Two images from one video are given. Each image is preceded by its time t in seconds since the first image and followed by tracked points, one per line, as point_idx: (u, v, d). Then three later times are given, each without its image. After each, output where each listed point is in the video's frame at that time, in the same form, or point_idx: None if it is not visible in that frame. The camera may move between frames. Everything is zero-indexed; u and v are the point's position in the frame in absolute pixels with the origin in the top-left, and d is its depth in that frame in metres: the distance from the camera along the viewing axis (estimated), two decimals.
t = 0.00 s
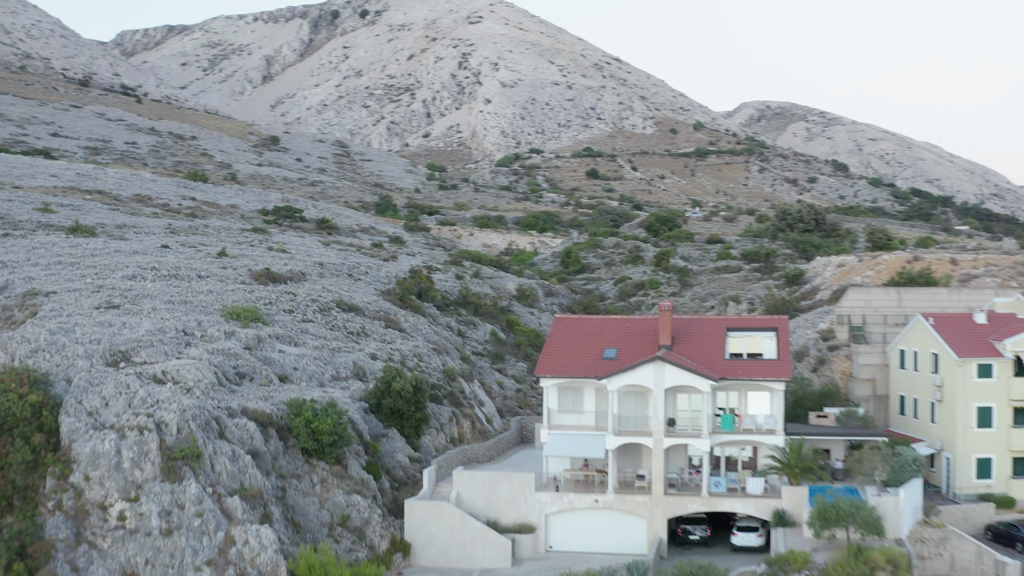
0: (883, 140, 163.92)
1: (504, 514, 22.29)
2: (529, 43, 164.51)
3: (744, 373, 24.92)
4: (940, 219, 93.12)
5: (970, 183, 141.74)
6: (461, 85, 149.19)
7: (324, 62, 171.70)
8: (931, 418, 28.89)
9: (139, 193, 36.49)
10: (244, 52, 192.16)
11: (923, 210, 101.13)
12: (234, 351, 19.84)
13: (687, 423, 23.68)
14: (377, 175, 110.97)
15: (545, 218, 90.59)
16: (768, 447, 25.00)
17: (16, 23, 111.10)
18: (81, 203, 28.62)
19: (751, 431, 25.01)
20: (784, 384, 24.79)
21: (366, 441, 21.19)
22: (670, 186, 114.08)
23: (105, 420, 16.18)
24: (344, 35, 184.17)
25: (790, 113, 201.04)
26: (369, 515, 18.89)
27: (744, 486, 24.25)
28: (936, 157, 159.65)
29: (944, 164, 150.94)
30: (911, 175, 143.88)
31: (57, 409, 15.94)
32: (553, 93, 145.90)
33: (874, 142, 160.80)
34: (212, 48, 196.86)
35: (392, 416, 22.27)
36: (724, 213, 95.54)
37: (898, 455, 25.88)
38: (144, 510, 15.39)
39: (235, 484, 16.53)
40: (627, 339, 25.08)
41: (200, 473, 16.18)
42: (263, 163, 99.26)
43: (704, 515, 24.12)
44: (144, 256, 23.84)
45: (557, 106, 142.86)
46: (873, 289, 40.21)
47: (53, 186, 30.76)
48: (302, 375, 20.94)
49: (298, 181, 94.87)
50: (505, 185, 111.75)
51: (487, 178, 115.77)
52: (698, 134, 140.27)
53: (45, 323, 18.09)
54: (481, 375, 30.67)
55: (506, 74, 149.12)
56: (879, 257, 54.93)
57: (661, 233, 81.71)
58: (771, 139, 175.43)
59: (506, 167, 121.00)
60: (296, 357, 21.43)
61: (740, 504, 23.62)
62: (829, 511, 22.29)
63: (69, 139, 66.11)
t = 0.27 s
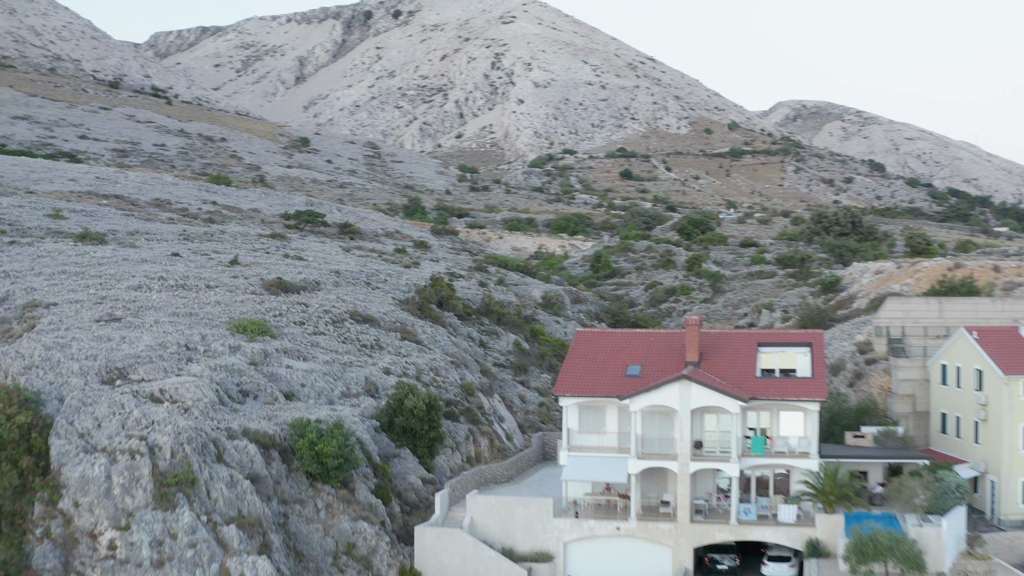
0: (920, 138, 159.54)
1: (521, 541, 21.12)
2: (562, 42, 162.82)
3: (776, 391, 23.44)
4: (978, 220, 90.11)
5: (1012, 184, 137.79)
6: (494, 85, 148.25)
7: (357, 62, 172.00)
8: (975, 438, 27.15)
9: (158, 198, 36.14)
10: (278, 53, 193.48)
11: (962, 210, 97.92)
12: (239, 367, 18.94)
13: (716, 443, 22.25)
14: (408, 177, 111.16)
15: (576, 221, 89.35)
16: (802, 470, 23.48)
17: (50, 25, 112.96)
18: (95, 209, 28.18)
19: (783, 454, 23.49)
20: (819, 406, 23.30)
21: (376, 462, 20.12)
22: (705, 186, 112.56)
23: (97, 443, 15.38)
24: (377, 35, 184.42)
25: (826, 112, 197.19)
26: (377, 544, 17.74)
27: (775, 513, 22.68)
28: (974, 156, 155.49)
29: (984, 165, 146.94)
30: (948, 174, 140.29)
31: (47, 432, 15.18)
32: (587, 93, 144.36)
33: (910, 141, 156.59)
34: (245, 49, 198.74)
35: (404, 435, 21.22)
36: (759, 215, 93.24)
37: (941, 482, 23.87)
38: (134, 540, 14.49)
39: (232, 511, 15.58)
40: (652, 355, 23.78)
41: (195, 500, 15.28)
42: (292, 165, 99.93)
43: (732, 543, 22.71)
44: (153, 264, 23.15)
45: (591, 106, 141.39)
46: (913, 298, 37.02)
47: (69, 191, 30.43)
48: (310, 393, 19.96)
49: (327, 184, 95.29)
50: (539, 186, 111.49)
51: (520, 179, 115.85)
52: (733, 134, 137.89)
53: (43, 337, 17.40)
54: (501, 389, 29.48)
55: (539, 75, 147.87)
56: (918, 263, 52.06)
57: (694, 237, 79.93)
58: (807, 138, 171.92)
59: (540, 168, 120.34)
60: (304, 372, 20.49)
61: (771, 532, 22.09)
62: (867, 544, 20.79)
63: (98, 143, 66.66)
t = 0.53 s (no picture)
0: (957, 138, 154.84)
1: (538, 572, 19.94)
2: (596, 42, 161.14)
3: (809, 413, 21.92)
4: (1019, 221, 87.04)
5: None
6: (527, 85, 147.39)
7: (390, 63, 171.88)
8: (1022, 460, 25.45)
9: (176, 203, 35.76)
10: (311, 54, 194.35)
11: (1002, 211, 94.82)
12: (241, 385, 18.02)
13: (745, 469, 20.72)
14: (439, 179, 110.97)
15: (607, 223, 87.92)
16: (837, 497, 21.81)
17: (82, 28, 114.65)
18: (108, 215, 27.72)
19: (818, 480, 21.92)
20: (856, 428, 21.75)
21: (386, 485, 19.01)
22: (740, 187, 110.73)
23: (85, 467, 14.55)
24: (410, 36, 184.40)
25: (862, 111, 193.04)
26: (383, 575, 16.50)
27: (809, 543, 20.88)
28: (1014, 156, 151.07)
29: None
30: (986, 174, 136.80)
31: (34, 455, 14.39)
32: (620, 93, 142.67)
33: (947, 140, 152.28)
34: (279, 50, 200.22)
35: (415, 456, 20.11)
36: (794, 216, 90.85)
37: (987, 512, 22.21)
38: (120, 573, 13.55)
39: (226, 542, 14.57)
40: (677, 373, 22.45)
41: (186, 530, 14.30)
42: (321, 167, 100.41)
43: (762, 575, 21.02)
44: (160, 274, 22.46)
45: (625, 106, 139.59)
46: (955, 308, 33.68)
47: (85, 197, 30.10)
48: (316, 412, 18.98)
49: (357, 186, 95.92)
50: (572, 187, 111.47)
51: (553, 180, 115.53)
52: (769, 134, 135.31)
53: (37, 353, 16.69)
54: (522, 404, 28.27)
55: (572, 75, 146.41)
56: (959, 271, 49.43)
57: (727, 240, 78.02)
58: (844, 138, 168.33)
59: (573, 169, 119.34)
60: (311, 389, 19.50)
61: (806, 566, 20.31)
62: None
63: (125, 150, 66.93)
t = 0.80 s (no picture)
0: (996, 137, 150.10)
1: None
2: (629, 41, 159.07)
3: (846, 438, 20.39)
4: None
5: None
6: (560, 85, 146.17)
7: (423, 63, 171.35)
8: None
9: (192, 208, 35.40)
10: (344, 54, 194.60)
11: None
12: (241, 405, 17.08)
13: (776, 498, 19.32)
14: (470, 180, 110.53)
15: (639, 225, 86.29)
16: (875, 529, 20.22)
17: (113, 29, 116.34)
18: (120, 221, 27.28)
19: (853, 509, 20.35)
20: (896, 455, 20.20)
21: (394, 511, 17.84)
22: (775, 187, 108.54)
23: (70, 495, 13.66)
24: (443, 36, 184.06)
25: (898, 109, 188.61)
26: None
27: None
28: None
29: None
30: None
31: (16, 482, 13.59)
32: (654, 93, 140.67)
33: (985, 139, 147.78)
34: (311, 51, 201.20)
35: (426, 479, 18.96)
36: (830, 218, 88.33)
37: None
38: None
39: None
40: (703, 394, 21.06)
41: (173, 564, 13.31)
42: (351, 168, 100.60)
43: None
44: (165, 284, 21.77)
45: (659, 106, 137.58)
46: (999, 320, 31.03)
47: (99, 202, 29.76)
48: (321, 431, 17.97)
49: (385, 188, 95.89)
50: (605, 188, 110.34)
51: (586, 180, 114.19)
52: (804, 133, 132.55)
53: (29, 370, 16.01)
54: (542, 420, 27.02)
55: (605, 74, 144.64)
56: (1003, 279, 47.02)
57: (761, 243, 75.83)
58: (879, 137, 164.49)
59: (606, 169, 117.95)
60: (317, 408, 18.50)
61: None
62: None
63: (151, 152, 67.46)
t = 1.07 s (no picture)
0: None
1: None
2: (663, 40, 156.80)
3: (884, 467, 18.76)
4: None
5: None
6: (594, 85, 144.72)
7: (456, 63, 170.76)
8: None
9: (210, 214, 35.03)
10: (376, 55, 194.78)
11: None
12: (238, 427, 16.13)
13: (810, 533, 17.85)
14: (501, 181, 109.84)
15: (673, 227, 84.49)
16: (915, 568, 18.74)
17: (144, 31, 117.96)
18: (132, 227, 26.82)
19: (892, 543, 18.76)
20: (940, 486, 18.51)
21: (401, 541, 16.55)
22: (811, 188, 106.26)
23: (51, 526, 12.81)
24: (476, 35, 183.46)
25: (934, 107, 184.07)
26: None
27: None
28: None
29: None
30: None
31: None
32: (688, 92, 138.44)
33: None
34: (344, 51, 202.11)
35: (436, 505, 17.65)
36: (866, 219, 85.71)
37: None
38: None
39: None
40: (731, 418, 19.67)
41: None
42: (380, 169, 100.72)
43: None
44: (171, 294, 21.07)
45: (693, 106, 135.39)
46: None
47: (114, 209, 29.42)
48: (325, 455, 16.95)
49: (414, 189, 95.69)
50: (638, 188, 108.84)
51: (620, 181, 112.72)
52: (840, 133, 129.83)
53: (19, 388, 15.30)
54: (564, 437, 25.68)
55: (638, 73, 142.59)
56: None
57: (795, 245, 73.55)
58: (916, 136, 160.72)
59: (639, 169, 116.42)
60: (321, 429, 17.46)
61: None
62: None
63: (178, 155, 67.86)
